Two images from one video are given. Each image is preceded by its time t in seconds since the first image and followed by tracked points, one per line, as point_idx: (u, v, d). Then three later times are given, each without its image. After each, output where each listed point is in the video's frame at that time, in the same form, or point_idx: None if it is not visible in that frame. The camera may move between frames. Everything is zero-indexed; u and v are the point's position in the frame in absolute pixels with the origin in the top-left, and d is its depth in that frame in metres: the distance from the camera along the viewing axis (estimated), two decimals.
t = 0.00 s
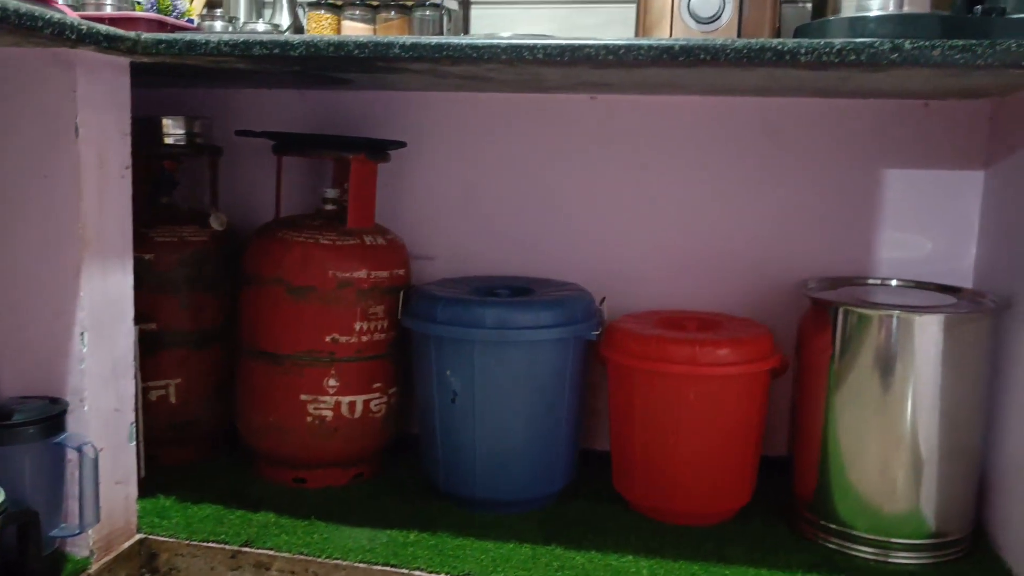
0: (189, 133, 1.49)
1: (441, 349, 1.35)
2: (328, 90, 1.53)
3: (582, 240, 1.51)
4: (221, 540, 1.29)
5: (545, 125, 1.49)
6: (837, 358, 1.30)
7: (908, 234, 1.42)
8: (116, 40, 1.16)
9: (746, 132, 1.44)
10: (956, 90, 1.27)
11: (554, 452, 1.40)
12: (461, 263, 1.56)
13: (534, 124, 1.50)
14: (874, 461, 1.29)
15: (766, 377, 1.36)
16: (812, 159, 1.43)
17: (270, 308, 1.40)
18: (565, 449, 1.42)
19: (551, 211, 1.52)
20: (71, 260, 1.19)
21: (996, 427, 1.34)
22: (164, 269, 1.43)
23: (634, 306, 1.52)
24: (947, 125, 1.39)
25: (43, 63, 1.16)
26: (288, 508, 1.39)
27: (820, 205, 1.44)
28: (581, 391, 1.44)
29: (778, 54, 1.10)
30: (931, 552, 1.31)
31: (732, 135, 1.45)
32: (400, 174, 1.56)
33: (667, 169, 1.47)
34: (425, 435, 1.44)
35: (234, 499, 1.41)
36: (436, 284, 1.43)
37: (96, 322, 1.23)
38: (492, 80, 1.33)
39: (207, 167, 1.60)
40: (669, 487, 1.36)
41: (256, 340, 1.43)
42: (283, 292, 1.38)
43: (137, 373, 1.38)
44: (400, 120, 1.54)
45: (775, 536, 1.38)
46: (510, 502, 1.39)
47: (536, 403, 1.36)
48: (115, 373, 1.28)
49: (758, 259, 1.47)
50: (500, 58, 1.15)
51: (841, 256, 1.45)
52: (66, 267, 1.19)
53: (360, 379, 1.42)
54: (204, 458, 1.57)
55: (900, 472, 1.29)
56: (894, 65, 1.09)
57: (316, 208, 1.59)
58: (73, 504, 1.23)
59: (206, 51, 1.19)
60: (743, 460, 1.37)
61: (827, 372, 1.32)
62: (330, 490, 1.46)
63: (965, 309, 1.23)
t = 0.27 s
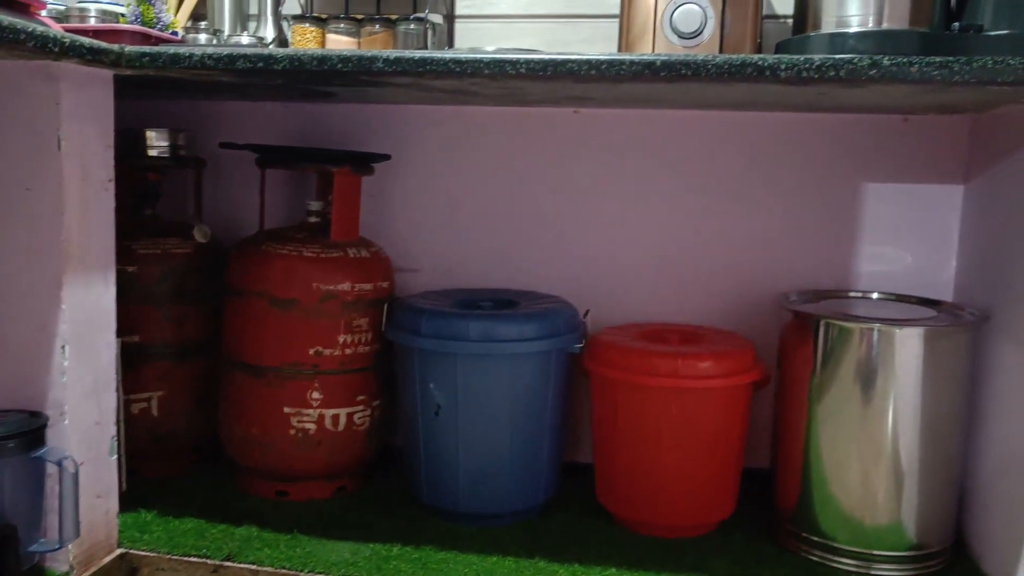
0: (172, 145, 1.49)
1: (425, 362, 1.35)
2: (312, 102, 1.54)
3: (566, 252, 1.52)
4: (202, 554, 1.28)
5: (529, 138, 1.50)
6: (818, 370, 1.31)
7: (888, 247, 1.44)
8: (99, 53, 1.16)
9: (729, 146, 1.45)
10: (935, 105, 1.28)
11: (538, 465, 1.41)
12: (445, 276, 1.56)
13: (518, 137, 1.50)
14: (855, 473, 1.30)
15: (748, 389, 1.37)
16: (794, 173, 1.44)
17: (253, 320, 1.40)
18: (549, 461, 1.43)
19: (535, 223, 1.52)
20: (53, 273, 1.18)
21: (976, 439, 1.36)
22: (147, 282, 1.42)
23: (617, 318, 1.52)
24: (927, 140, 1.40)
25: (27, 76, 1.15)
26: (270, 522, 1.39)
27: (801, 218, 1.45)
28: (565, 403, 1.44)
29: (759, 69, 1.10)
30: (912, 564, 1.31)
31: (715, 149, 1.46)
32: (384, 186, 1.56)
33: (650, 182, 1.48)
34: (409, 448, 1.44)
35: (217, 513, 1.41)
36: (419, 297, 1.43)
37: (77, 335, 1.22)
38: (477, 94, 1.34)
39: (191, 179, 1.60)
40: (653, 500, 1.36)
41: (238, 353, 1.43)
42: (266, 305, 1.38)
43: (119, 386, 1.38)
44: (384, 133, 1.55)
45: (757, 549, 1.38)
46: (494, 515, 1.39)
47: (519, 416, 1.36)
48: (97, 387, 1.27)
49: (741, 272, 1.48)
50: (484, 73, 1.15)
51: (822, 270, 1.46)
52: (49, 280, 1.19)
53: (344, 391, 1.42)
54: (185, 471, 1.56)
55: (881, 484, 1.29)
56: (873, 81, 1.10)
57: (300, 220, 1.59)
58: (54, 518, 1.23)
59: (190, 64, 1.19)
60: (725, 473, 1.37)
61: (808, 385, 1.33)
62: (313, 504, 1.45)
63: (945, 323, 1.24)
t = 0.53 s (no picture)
0: (157, 155, 1.48)
1: (409, 373, 1.36)
2: (298, 113, 1.54)
3: (551, 263, 1.53)
4: (185, 565, 1.28)
5: (514, 149, 1.51)
6: (800, 380, 1.32)
7: (869, 259, 1.45)
8: (84, 63, 1.16)
9: (712, 158, 1.47)
10: (914, 119, 1.30)
11: (522, 475, 1.41)
12: (430, 286, 1.56)
13: (503, 148, 1.51)
14: (837, 482, 1.31)
15: (731, 399, 1.37)
16: (776, 185, 1.46)
17: (237, 331, 1.40)
18: (533, 471, 1.43)
19: (520, 234, 1.53)
20: (35, 283, 1.18)
21: (956, 449, 1.37)
22: (131, 291, 1.42)
23: (602, 329, 1.53)
24: (907, 153, 1.42)
25: (11, 85, 1.15)
26: (254, 532, 1.38)
27: (784, 230, 1.47)
28: (549, 413, 1.45)
29: (740, 83, 1.11)
30: (893, 573, 1.33)
31: (698, 161, 1.47)
32: (370, 197, 1.57)
33: (634, 193, 1.49)
34: (393, 458, 1.44)
35: (200, 524, 1.40)
36: (404, 307, 1.43)
37: (60, 345, 1.22)
38: (461, 106, 1.35)
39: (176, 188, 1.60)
40: (636, 509, 1.37)
41: (223, 363, 1.42)
42: (250, 315, 1.38)
43: (102, 396, 1.37)
44: (369, 143, 1.55)
45: (740, 558, 1.39)
46: (478, 525, 1.40)
47: (504, 426, 1.36)
48: (79, 397, 1.27)
49: (724, 283, 1.49)
50: (468, 85, 1.16)
51: (805, 280, 1.48)
52: (31, 290, 1.18)
53: (329, 402, 1.42)
54: (169, 481, 1.55)
55: (862, 493, 1.30)
56: (852, 95, 1.11)
57: (286, 230, 1.59)
58: (35, 530, 1.22)
59: (175, 75, 1.19)
60: (708, 482, 1.38)
61: (790, 395, 1.34)
62: (297, 514, 1.45)
63: (924, 334, 1.26)
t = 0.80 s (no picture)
0: (143, 166, 1.48)
1: (394, 384, 1.36)
2: (284, 124, 1.54)
3: (536, 273, 1.53)
4: None
5: (500, 160, 1.52)
6: (783, 391, 1.33)
7: (851, 270, 1.47)
8: (68, 74, 1.15)
9: (696, 169, 1.48)
10: (895, 133, 1.31)
11: (507, 486, 1.41)
12: (416, 296, 1.57)
13: (489, 159, 1.52)
14: (819, 492, 1.32)
15: (715, 410, 1.38)
16: (760, 196, 1.47)
17: (222, 341, 1.40)
18: (518, 482, 1.43)
19: (505, 244, 1.53)
20: (18, 295, 1.17)
21: (937, 459, 1.38)
22: (115, 302, 1.41)
23: (587, 339, 1.54)
24: (889, 165, 1.44)
25: None
26: (238, 544, 1.38)
27: (768, 241, 1.48)
28: (534, 424, 1.45)
29: (723, 97, 1.12)
30: None
31: (683, 172, 1.48)
32: (356, 207, 1.57)
33: (619, 205, 1.50)
34: (379, 469, 1.44)
35: (183, 536, 1.40)
36: (390, 318, 1.43)
37: (43, 356, 1.21)
38: (446, 118, 1.35)
39: (161, 199, 1.60)
40: (621, 520, 1.37)
41: (207, 374, 1.42)
42: (235, 325, 1.38)
43: (85, 408, 1.37)
44: (356, 154, 1.55)
45: (724, 568, 1.39)
46: (463, 536, 1.40)
47: (489, 437, 1.37)
48: (62, 408, 1.26)
49: (709, 294, 1.50)
50: (452, 97, 1.16)
51: (788, 291, 1.49)
52: (13, 301, 1.17)
53: (314, 413, 1.42)
54: (152, 493, 1.55)
55: (845, 503, 1.31)
56: (833, 108, 1.11)
57: (271, 240, 1.59)
58: (16, 543, 1.21)
59: (160, 86, 1.19)
60: (693, 493, 1.39)
61: (773, 405, 1.35)
62: (281, 526, 1.45)
63: (906, 345, 1.27)
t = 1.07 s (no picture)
0: (130, 175, 1.48)
1: (382, 395, 1.36)
2: (272, 134, 1.55)
3: (524, 284, 1.54)
4: None
5: (487, 171, 1.52)
6: (769, 401, 1.34)
7: (837, 281, 1.48)
8: (55, 85, 1.15)
9: (682, 180, 1.49)
10: (879, 145, 1.33)
11: (494, 497, 1.41)
12: (404, 306, 1.57)
13: (476, 170, 1.52)
14: (805, 502, 1.33)
15: (701, 420, 1.39)
16: (746, 207, 1.48)
17: (208, 352, 1.39)
18: (505, 492, 1.43)
19: (493, 255, 1.54)
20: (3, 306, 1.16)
21: (922, 468, 1.39)
22: (101, 312, 1.41)
23: (574, 349, 1.54)
24: (873, 177, 1.45)
25: None
26: (224, 556, 1.37)
27: (754, 252, 1.49)
28: (521, 434, 1.45)
29: (707, 110, 1.12)
30: None
31: (669, 183, 1.49)
32: (343, 218, 1.57)
33: (606, 215, 1.51)
34: (366, 479, 1.44)
35: (169, 547, 1.39)
36: (377, 328, 1.44)
37: (27, 368, 1.20)
38: (433, 129, 1.36)
39: (149, 209, 1.60)
40: (608, 530, 1.37)
41: (194, 384, 1.42)
42: (222, 336, 1.38)
43: (70, 418, 1.36)
44: (343, 164, 1.56)
45: None
46: (450, 546, 1.40)
47: (476, 447, 1.37)
48: (47, 419, 1.26)
49: (695, 304, 1.51)
50: (439, 110, 1.16)
51: (774, 302, 1.50)
52: None
53: (300, 423, 1.42)
54: (138, 504, 1.54)
55: (830, 513, 1.32)
56: (817, 121, 1.12)
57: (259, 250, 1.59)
58: None
59: (147, 97, 1.18)
60: (679, 503, 1.39)
61: (759, 415, 1.36)
62: (268, 537, 1.44)
63: (890, 356, 1.28)
